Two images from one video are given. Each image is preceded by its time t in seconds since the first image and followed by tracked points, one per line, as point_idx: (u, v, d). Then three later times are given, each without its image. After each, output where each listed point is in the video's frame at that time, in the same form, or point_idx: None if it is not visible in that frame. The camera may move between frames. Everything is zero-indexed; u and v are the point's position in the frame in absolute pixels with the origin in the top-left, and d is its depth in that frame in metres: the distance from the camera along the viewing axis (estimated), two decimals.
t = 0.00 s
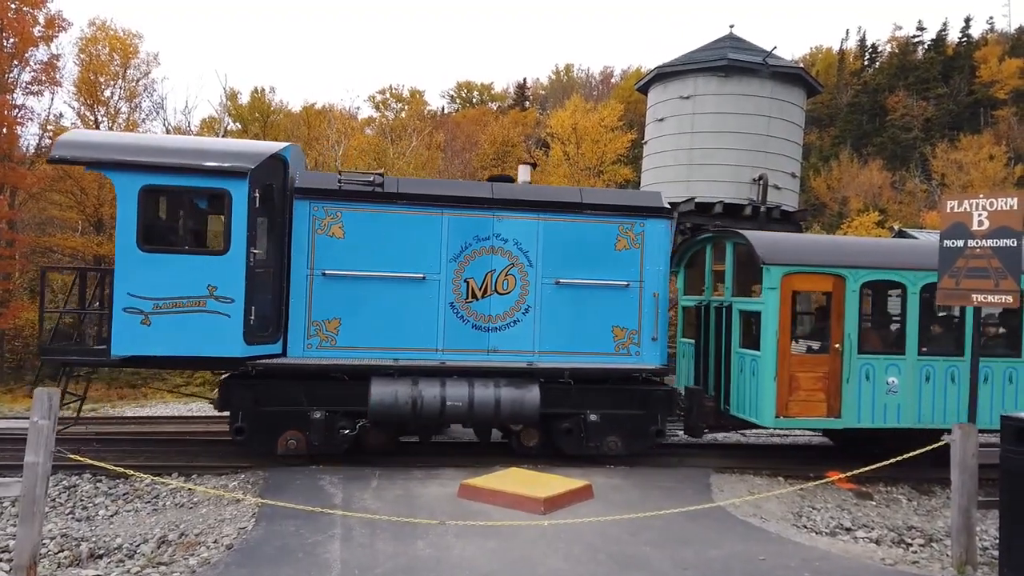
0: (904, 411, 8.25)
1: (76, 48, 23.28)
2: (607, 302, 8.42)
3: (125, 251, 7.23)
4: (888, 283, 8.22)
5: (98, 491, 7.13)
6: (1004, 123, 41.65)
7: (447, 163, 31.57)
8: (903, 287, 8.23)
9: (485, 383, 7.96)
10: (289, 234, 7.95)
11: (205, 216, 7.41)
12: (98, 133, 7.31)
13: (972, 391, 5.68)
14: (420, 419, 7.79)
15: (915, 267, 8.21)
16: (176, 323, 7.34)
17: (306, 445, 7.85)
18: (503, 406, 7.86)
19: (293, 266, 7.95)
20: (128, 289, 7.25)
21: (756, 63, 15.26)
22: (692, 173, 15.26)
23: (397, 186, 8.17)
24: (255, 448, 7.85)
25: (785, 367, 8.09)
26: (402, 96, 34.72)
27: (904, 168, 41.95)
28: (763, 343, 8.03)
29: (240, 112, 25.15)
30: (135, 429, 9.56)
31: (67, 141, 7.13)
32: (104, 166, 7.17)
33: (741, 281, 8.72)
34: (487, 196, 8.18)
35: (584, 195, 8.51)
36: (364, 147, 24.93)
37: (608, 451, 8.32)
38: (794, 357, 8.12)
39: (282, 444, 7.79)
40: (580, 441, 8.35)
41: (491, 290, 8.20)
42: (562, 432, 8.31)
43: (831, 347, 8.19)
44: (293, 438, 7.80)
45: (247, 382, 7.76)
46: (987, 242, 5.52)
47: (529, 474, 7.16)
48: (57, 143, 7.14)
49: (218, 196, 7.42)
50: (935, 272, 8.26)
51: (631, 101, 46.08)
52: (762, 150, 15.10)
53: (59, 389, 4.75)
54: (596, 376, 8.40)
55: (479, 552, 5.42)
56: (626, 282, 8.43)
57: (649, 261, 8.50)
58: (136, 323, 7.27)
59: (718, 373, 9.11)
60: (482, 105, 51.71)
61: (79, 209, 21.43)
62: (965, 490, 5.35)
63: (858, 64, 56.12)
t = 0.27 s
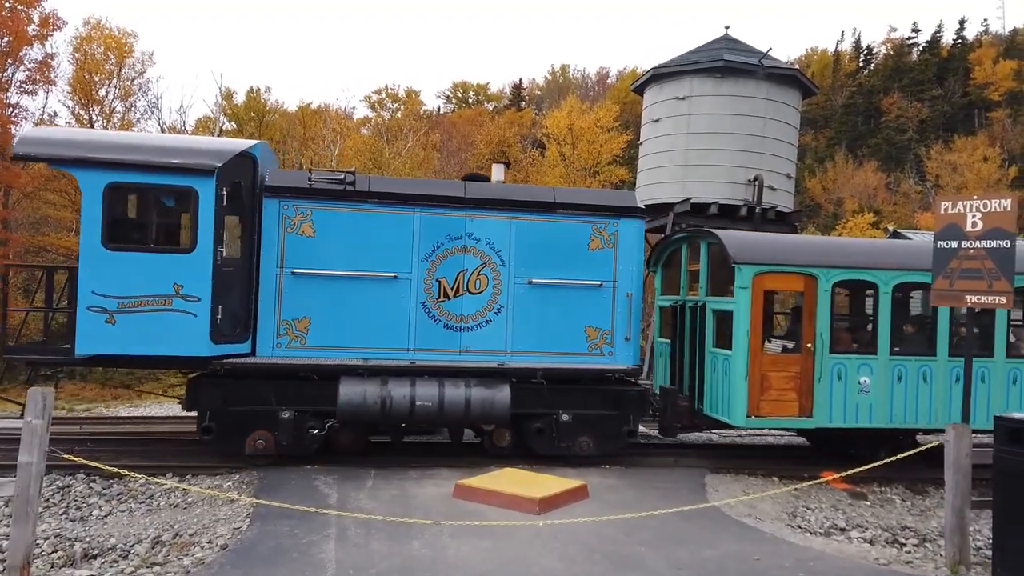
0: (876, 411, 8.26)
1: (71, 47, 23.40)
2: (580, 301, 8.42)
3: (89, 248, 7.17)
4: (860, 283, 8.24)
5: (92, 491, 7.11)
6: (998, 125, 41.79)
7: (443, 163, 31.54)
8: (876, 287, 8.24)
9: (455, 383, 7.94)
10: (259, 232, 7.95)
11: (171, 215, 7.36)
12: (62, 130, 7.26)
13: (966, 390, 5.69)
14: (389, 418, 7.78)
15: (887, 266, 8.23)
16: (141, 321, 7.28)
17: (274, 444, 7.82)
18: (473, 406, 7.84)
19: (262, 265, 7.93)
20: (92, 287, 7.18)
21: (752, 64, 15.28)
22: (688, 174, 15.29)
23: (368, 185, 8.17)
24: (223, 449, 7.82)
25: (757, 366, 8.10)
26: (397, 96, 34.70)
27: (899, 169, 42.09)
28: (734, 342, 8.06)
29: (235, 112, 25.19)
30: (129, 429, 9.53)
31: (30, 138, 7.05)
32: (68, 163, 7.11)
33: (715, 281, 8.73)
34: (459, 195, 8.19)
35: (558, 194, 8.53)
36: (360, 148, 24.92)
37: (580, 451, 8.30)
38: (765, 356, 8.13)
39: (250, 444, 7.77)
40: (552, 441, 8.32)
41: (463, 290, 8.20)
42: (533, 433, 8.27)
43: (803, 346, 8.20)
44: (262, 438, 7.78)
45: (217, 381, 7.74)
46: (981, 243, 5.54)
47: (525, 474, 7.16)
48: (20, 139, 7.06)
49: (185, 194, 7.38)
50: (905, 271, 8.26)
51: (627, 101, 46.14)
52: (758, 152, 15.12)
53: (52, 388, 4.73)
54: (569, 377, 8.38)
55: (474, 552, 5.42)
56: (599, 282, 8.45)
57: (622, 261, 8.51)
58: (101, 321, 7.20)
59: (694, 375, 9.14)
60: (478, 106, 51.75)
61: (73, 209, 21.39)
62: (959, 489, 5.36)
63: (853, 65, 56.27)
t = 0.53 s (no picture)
0: (849, 410, 8.27)
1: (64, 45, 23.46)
2: (552, 300, 8.42)
3: (53, 245, 7.09)
4: (831, 282, 8.27)
5: (85, 491, 7.08)
6: (991, 125, 41.96)
7: (438, 162, 31.49)
8: (847, 286, 8.27)
9: (424, 382, 7.88)
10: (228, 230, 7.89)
11: (137, 212, 7.30)
12: (26, 126, 7.19)
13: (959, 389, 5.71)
14: (358, 418, 7.71)
15: (859, 265, 8.25)
16: (105, 320, 7.20)
17: (241, 444, 7.79)
18: (443, 406, 7.79)
19: (230, 262, 7.84)
20: (55, 284, 7.10)
21: (747, 64, 15.30)
22: (682, 174, 15.32)
23: (339, 183, 8.14)
24: (190, 448, 7.80)
25: (728, 365, 8.08)
26: (392, 95, 34.66)
27: (892, 169, 42.26)
28: (705, 341, 8.05)
29: (229, 111, 25.14)
30: (122, 428, 9.48)
31: None
32: (31, 159, 7.04)
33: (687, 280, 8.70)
34: (430, 194, 8.16)
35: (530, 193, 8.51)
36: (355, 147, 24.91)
37: (551, 451, 8.30)
38: (737, 354, 8.12)
39: (217, 443, 7.74)
40: (523, 440, 8.28)
41: (434, 288, 8.17)
42: (504, 432, 8.24)
43: (775, 345, 8.20)
44: (229, 437, 7.76)
45: (183, 381, 7.68)
46: (974, 243, 5.56)
47: (519, 474, 7.16)
48: None
49: (150, 191, 7.34)
50: (877, 271, 8.30)
51: (621, 101, 46.17)
52: (752, 152, 15.16)
53: (45, 388, 4.70)
54: (541, 376, 8.35)
55: (469, 552, 5.42)
56: (572, 281, 8.44)
57: (594, 259, 8.50)
58: (64, 319, 7.12)
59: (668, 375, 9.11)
60: (473, 105, 51.77)
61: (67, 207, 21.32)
62: (951, 489, 5.38)
63: (847, 65, 56.40)
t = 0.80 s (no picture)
0: (822, 410, 8.28)
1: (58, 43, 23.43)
2: (525, 299, 8.38)
3: (16, 243, 7.01)
4: (803, 282, 8.29)
5: (78, 492, 7.06)
6: (984, 126, 42.11)
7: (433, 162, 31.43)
8: (820, 285, 8.28)
9: (394, 382, 7.83)
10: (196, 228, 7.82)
11: (101, 209, 7.22)
12: None
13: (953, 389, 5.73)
14: (326, 418, 7.67)
15: (831, 264, 8.27)
16: (69, 319, 7.12)
17: (209, 444, 7.75)
18: (412, 405, 7.76)
19: (199, 261, 7.79)
20: (18, 283, 7.02)
21: (742, 65, 15.33)
22: (678, 174, 15.34)
23: (309, 181, 8.08)
24: (157, 448, 7.73)
25: (700, 365, 8.11)
26: (387, 95, 34.63)
27: (886, 170, 42.43)
28: (678, 341, 8.11)
29: (224, 110, 25.14)
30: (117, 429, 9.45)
31: None
32: None
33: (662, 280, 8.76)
34: (401, 192, 8.11)
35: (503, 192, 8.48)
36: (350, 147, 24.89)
37: (523, 451, 8.26)
38: (708, 353, 8.14)
39: (184, 443, 7.68)
40: (495, 440, 8.23)
41: (405, 288, 8.11)
42: (476, 432, 8.20)
43: (746, 344, 8.22)
44: (196, 437, 7.69)
45: (150, 380, 7.60)
46: (968, 244, 5.58)
47: (514, 474, 7.16)
48: None
49: (115, 188, 7.25)
50: (850, 270, 8.32)
51: (617, 101, 46.22)
52: (748, 152, 15.20)
53: (39, 388, 4.69)
54: (513, 376, 8.33)
55: (464, 552, 5.42)
56: (544, 280, 8.41)
57: (567, 259, 8.47)
58: (27, 318, 7.04)
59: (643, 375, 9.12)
60: (469, 105, 51.66)
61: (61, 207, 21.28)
62: (945, 489, 5.40)
63: (842, 66, 56.54)
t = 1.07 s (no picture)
0: (793, 410, 8.30)
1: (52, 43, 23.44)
2: (497, 299, 8.33)
3: None
4: (776, 282, 8.32)
5: (71, 493, 7.03)
6: (977, 128, 42.27)
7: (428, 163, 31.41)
8: (791, 284, 8.32)
9: (363, 382, 7.78)
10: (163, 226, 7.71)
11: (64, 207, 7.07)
12: None
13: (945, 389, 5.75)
14: (293, 418, 7.62)
15: (804, 264, 8.31)
16: (32, 319, 6.99)
17: (176, 444, 7.67)
18: (381, 406, 7.72)
19: (165, 260, 7.67)
20: None
21: (736, 66, 15.35)
22: (672, 175, 15.36)
23: (279, 180, 8.00)
24: (123, 448, 7.65)
25: (670, 364, 8.16)
26: (382, 95, 34.58)
27: (880, 171, 42.61)
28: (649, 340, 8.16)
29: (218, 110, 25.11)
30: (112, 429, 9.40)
31: None
32: None
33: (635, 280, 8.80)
34: (372, 191, 8.04)
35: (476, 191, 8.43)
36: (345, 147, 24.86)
37: (495, 451, 8.22)
38: (679, 353, 8.20)
39: (150, 444, 7.60)
40: (466, 441, 8.19)
41: (376, 287, 8.04)
42: (447, 432, 8.16)
43: (718, 344, 8.27)
44: (162, 437, 7.61)
45: (115, 380, 7.50)
46: (960, 245, 5.60)
47: (509, 475, 7.16)
48: None
49: (78, 186, 7.09)
50: (822, 270, 8.35)
51: (611, 102, 46.23)
52: (742, 153, 15.23)
53: (32, 388, 4.66)
54: (484, 376, 8.28)
55: (459, 553, 5.41)
56: (516, 280, 8.37)
57: (540, 259, 8.43)
58: None
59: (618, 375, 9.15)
60: (463, 105, 51.62)
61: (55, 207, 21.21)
62: (938, 489, 5.42)
63: (836, 68, 56.68)
